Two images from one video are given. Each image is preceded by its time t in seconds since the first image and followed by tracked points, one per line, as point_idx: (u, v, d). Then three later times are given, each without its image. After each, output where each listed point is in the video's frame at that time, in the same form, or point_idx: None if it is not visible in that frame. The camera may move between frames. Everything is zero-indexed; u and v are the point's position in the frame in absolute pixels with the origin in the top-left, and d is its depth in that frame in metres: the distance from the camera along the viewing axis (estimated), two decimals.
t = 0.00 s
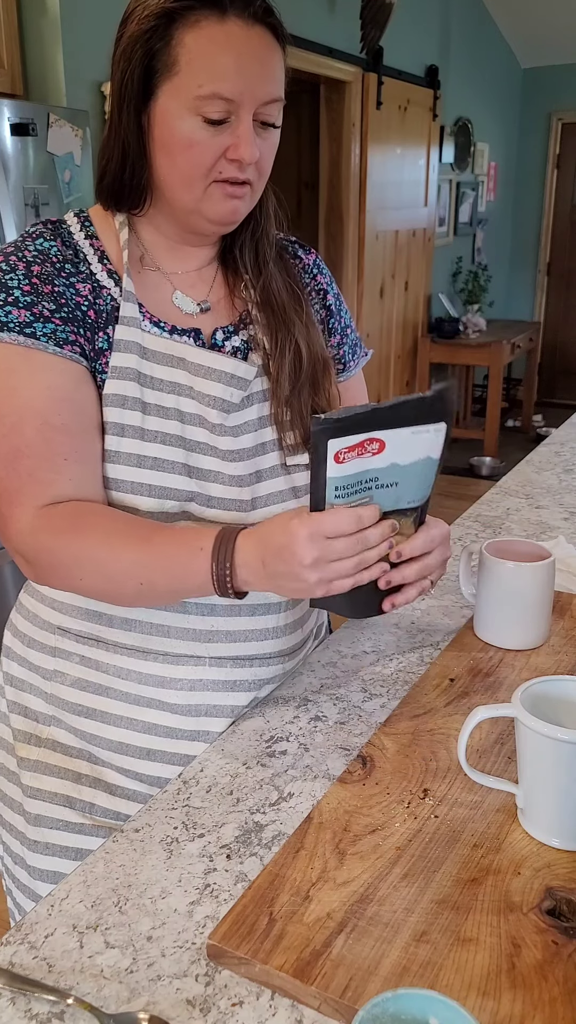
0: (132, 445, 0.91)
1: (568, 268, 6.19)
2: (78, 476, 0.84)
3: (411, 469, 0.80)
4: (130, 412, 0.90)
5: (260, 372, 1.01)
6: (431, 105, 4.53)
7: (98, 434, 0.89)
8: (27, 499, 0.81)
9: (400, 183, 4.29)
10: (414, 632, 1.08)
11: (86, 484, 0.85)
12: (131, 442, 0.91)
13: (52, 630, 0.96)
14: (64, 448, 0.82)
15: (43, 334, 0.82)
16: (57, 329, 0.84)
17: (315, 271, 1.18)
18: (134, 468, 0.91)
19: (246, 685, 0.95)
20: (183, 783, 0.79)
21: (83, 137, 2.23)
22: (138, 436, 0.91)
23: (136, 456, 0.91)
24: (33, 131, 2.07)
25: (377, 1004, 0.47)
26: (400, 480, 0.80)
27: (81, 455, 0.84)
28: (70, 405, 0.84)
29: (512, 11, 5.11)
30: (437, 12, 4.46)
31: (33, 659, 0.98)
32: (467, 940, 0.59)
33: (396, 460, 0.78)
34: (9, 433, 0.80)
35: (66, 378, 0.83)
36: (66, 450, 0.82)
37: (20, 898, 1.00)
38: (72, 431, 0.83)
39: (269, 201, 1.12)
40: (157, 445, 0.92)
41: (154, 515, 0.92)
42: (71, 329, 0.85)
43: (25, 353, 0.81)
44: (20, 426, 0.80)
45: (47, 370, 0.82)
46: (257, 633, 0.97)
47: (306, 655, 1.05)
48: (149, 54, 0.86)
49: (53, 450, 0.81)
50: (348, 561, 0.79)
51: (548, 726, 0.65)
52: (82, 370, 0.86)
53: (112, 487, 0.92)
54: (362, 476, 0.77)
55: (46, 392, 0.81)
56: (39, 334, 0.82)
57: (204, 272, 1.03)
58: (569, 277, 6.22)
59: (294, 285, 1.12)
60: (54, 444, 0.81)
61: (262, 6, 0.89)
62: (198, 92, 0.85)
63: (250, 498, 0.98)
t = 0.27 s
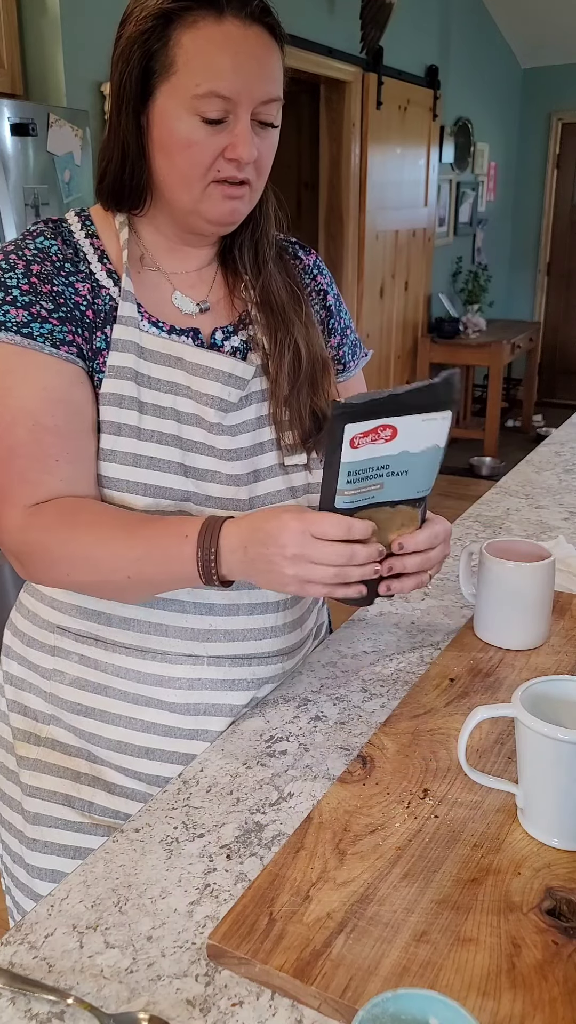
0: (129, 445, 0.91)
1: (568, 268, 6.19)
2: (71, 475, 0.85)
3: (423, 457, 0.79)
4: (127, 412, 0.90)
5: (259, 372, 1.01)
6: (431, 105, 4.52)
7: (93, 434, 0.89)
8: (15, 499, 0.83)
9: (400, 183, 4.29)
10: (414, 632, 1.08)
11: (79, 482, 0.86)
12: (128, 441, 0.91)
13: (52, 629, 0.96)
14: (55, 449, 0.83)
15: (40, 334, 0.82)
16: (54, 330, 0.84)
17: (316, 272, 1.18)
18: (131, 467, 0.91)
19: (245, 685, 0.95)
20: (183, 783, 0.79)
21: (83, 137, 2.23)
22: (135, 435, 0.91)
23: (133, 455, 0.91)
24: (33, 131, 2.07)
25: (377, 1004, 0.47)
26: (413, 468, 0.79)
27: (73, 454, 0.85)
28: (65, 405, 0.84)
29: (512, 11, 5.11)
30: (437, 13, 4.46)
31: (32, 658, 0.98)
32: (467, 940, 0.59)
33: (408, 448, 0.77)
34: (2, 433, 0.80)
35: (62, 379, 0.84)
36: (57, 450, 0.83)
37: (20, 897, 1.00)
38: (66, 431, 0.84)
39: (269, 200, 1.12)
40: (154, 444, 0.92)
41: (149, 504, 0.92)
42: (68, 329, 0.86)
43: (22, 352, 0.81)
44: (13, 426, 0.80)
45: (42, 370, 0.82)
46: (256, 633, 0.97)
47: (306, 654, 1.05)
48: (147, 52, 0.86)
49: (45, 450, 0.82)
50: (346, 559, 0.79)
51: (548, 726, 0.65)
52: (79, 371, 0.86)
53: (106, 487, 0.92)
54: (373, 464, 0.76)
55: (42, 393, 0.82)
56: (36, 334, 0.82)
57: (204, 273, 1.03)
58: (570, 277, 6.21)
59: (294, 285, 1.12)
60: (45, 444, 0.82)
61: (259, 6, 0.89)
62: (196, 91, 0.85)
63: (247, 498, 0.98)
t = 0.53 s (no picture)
0: (128, 444, 0.91)
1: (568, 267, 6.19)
2: (70, 475, 0.85)
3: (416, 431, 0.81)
4: (126, 412, 0.90)
5: (259, 372, 1.01)
6: (431, 105, 4.53)
7: (92, 433, 0.89)
8: (12, 498, 0.83)
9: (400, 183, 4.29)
10: (414, 632, 1.08)
11: (77, 482, 0.86)
12: (127, 441, 0.91)
13: (52, 628, 0.96)
14: (53, 448, 0.83)
15: (39, 334, 0.83)
16: (53, 330, 0.84)
17: (316, 272, 1.18)
18: (130, 467, 0.91)
19: (245, 684, 0.95)
20: (183, 783, 0.79)
21: (83, 137, 2.23)
22: (134, 435, 0.91)
23: (132, 455, 0.91)
24: (33, 131, 2.07)
25: (377, 1004, 0.47)
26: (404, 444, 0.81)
27: (71, 454, 0.85)
28: (63, 405, 0.84)
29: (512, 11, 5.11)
30: (437, 13, 4.46)
31: (33, 656, 0.98)
32: (467, 940, 0.59)
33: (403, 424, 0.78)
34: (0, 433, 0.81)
35: (61, 379, 0.84)
36: (55, 450, 0.83)
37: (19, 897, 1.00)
38: (65, 432, 0.84)
39: (268, 200, 1.11)
40: (153, 443, 0.92)
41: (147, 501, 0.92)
42: (67, 329, 0.86)
43: (21, 353, 0.81)
44: (11, 427, 0.80)
45: (41, 370, 0.82)
46: (255, 633, 0.97)
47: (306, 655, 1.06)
48: (146, 52, 0.86)
49: (43, 450, 0.82)
50: (346, 558, 0.79)
51: (548, 726, 0.65)
52: (78, 371, 0.86)
53: (105, 486, 0.91)
54: (373, 445, 0.77)
55: (41, 393, 0.82)
56: (35, 334, 0.82)
57: (205, 273, 1.03)
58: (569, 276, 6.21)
59: (293, 285, 1.11)
60: (44, 445, 0.82)
61: (259, 7, 0.89)
62: (195, 92, 0.85)
63: (246, 497, 0.98)
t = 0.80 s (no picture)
0: (129, 444, 0.91)
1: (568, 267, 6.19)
2: (70, 475, 0.85)
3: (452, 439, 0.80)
4: (126, 412, 0.90)
5: (259, 373, 1.01)
6: (431, 105, 4.53)
7: (92, 434, 0.89)
8: (11, 497, 0.83)
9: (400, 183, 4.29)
10: (414, 632, 1.08)
11: (78, 482, 0.86)
12: (127, 440, 0.91)
13: (53, 627, 0.96)
14: (52, 448, 0.83)
15: (40, 335, 0.83)
16: (54, 330, 0.84)
17: (317, 273, 1.18)
18: (129, 466, 0.91)
19: (245, 684, 0.95)
20: (182, 783, 0.79)
21: (83, 137, 2.23)
22: (134, 434, 0.91)
23: (132, 454, 0.91)
24: (33, 131, 2.07)
25: (377, 1004, 0.47)
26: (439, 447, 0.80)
27: (71, 454, 0.85)
28: (63, 405, 0.84)
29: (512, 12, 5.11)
30: (437, 13, 4.46)
31: (33, 656, 0.98)
32: (467, 940, 0.59)
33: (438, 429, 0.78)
34: None
35: (62, 379, 0.84)
36: (54, 451, 0.83)
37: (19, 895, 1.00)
38: (64, 432, 0.84)
39: (269, 200, 1.11)
40: (153, 443, 0.92)
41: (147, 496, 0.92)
42: (68, 329, 0.86)
43: (22, 353, 0.81)
44: (11, 427, 0.80)
45: (41, 370, 0.82)
46: (256, 633, 0.97)
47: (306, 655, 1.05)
48: (146, 52, 0.86)
49: (43, 451, 0.82)
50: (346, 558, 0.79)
51: (548, 726, 0.65)
52: (79, 372, 0.86)
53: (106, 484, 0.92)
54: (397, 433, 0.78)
55: (42, 393, 0.82)
56: (36, 334, 0.82)
57: (206, 273, 1.03)
58: (569, 276, 6.21)
59: (294, 285, 1.11)
60: (43, 445, 0.82)
61: (258, 7, 0.89)
62: (195, 92, 0.85)
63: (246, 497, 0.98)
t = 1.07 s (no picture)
0: (128, 444, 0.91)
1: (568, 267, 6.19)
2: (70, 476, 0.85)
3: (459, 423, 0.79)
4: (126, 412, 0.90)
5: (259, 373, 1.01)
6: (431, 105, 4.53)
7: (92, 434, 0.89)
8: (11, 498, 0.83)
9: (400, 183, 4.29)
10: (414, 632, 1.08)
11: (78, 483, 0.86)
12: (127, 441, 0.91)
13: (53, 627, 0.96)
14: (51, 449, 0.83)
15: (40, 335, 0.82)
16: (53, 330, 0.84)
17: (318, 274, 1.18)
18: (129, 467, 0.91)
19: (245, 685, 0.95)
20: (182, 783, 0.79)
21: (83, 137, 2.23)
22: (134, 435, 0.91)
23: (132, 455, 0.91)
24: (33, 131, 2.07)
25: (377, 1004, 0.47)
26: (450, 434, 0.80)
27: (70, 455, 0.85)
28: (63, 405, 0.84)
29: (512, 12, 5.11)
30: (437, 13, 4.46)
31: (33, 656, 0.98)
32: (467, 940, 0.59)
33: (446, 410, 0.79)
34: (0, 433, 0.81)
35: (62, 380, 0.84)
36: (54, 452, 0.83)
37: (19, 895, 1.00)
38: (64, 433, 0.84)
39: (269, 199, 1.11)
40: (153, 443, 0.92)
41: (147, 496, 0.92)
42: (68, 329, 0.86)
43: (22, 354, 0.81)
44: (10, 428, 0.81)
45: (40, 371, 0.82)
46: (256, 633, 0.97)
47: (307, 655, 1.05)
48: (142, 52, 0.86)
49: (43, 452, 0.82)
50: (346, 557, 0.79)
51: (548, 726, 0.65)
52: (79, 372, 0.86)
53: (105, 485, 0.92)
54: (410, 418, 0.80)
55: (42, 394, 0.82)
56: (36, 334, 0.82)
57: (206, 273, 1.03)
58: (570, 276, 6.21)
59: (294, 285, 1.11)
60: (42, 446, 0.82)
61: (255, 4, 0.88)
62: (192, 90, 0.85)
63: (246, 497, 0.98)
